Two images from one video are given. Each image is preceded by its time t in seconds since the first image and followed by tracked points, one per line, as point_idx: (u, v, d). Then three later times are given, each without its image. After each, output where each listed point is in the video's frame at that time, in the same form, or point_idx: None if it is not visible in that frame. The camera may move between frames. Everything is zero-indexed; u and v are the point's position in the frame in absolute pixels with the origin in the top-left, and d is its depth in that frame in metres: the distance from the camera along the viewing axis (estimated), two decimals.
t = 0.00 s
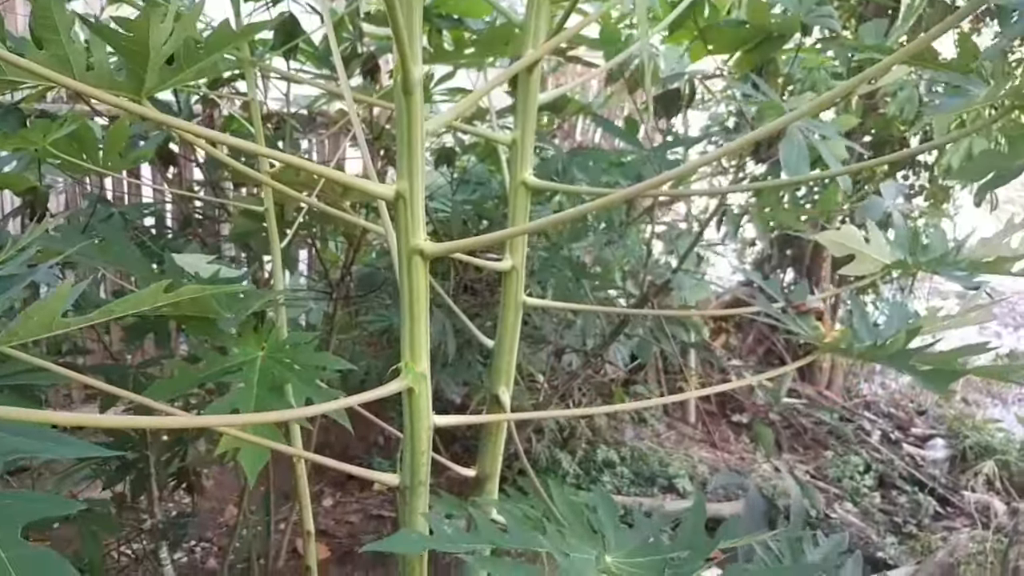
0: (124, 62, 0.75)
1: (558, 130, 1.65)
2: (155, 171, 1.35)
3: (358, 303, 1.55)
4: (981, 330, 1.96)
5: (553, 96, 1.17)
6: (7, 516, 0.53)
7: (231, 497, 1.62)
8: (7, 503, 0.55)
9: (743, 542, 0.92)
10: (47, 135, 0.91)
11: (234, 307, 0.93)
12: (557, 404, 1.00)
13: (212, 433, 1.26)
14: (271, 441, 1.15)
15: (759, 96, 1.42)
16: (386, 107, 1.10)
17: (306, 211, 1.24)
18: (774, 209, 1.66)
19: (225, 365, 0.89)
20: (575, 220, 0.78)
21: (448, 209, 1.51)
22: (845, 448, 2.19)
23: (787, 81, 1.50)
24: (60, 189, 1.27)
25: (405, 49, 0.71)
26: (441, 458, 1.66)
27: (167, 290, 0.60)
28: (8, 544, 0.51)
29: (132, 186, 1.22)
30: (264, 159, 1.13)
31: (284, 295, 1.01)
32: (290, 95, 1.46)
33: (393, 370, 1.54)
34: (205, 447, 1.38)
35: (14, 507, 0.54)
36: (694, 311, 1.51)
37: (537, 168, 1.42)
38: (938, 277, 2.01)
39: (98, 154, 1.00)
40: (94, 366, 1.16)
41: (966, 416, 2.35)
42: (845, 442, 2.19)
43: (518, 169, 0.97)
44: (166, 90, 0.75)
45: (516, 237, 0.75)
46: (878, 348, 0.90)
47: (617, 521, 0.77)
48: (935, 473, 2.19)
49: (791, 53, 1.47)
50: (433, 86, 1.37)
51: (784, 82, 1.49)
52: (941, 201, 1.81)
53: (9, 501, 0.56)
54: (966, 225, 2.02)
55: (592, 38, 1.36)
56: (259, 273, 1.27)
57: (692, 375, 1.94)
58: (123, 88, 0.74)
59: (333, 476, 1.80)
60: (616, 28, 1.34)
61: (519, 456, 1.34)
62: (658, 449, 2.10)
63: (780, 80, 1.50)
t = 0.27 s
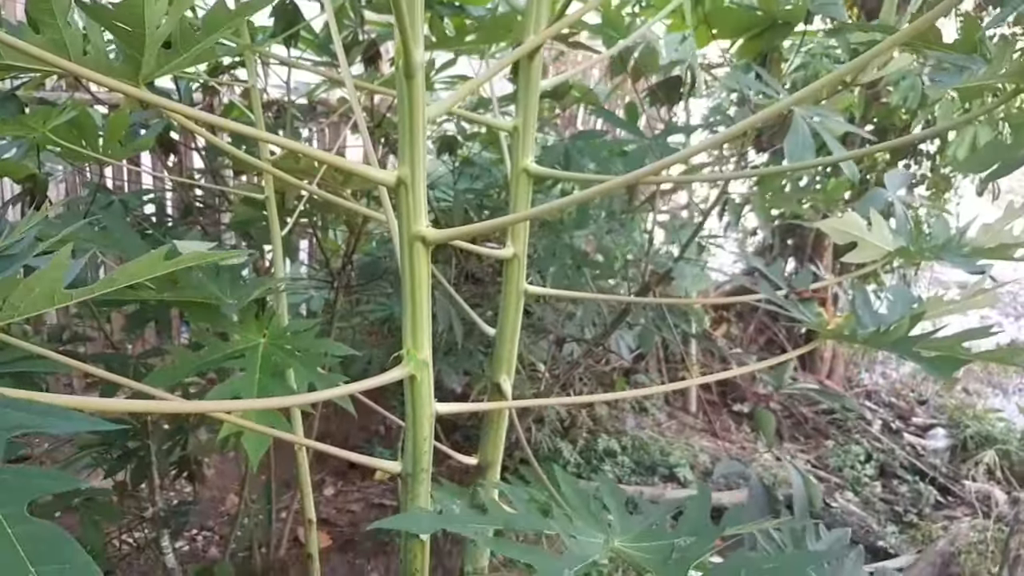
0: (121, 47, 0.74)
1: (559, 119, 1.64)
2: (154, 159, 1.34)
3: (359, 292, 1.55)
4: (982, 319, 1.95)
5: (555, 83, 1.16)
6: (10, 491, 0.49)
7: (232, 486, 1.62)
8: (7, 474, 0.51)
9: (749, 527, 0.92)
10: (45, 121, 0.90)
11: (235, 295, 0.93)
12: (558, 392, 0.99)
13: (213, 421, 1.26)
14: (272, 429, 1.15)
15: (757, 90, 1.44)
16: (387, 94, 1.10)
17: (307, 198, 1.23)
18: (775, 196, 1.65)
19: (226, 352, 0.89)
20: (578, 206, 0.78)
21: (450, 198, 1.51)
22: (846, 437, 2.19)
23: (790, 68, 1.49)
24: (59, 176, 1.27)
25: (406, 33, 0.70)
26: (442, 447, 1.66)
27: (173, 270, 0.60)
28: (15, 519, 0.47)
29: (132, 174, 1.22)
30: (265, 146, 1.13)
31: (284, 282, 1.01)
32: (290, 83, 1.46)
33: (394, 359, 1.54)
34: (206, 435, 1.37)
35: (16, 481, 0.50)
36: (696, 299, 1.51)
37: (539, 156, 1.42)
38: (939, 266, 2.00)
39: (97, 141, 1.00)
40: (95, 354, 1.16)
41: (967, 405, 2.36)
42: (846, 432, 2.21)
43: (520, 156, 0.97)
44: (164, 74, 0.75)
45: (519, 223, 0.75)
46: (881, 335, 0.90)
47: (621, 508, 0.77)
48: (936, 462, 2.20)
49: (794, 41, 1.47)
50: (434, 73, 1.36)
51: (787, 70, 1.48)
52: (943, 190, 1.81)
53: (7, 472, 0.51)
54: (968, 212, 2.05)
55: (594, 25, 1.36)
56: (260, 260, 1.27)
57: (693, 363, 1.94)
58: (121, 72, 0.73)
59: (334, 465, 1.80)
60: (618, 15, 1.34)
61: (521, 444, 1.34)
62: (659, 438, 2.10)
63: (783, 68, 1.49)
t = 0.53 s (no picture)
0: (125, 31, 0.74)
1: (562, 107, 1.64)
2: (156, 146, 1.34)
3: (361, 280, 1.55)
4: (985, 309, 1.95)
5: (558, 70, 1.16)
6: (8, 469, 0.48)
7: (234, 475, 1.62)
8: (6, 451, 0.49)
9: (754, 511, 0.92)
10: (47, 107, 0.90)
11: (236, 283, 0.92)
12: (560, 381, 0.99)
13: (215, 409, 1.26)
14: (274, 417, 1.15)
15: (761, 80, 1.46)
16: (389, 81, 1.09)
17: (309, 186, 1.23)
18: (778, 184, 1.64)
19: (229, 339, 0.88)
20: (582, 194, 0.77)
21: (452, 186, 1.50)
22: (847, 427, 2.19)
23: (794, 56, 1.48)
24: (61, 164, 1.26)
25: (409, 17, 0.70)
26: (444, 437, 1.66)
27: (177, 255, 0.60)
28: (13, 498, 0.46)
29: (133, 162, 1.21)
30: (266, 134, 1.12)
31: (286, 269, 1.00)
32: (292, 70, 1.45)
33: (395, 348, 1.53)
34: (208, 423, 1.37)
35: (15, 458, 0.49)
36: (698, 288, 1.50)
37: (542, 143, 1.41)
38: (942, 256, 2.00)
39: (99, 129, 0.99)
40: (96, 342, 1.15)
41: (968, 396, 2.36)
42: (847, 421, 2.20)
43: (523, 144, 0.96)
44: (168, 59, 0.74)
45: (522, 210, 0.74)
46: (886, 326, 0.89)
47: (623, 493, 0.77)
48: (937, 452, 2.20)
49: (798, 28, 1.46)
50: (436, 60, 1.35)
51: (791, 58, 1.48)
52: (946, 180, 1.80)
53: (6, 450, 0.50)
54: (971, 198, 2.07)
55: (597, 12, 1.35)
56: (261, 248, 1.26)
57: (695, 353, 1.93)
58: (125, 57, 0.73)
59: (335, 455, 1.79)
60: (622, 2, 1.33)
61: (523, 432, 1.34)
62: (660, 427, 2.10)
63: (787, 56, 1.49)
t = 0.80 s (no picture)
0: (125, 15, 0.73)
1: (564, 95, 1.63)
2: (156, 133, 1.34)
3: (363, 268, 1.55)
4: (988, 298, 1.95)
5: (560, 56, 1.15)
6: (7, 451, 0.48)
7: (236, 462, 1.62)
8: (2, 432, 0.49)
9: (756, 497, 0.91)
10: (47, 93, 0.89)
11: (238, 269, 0.92)
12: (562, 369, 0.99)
13: (217, 396, 1.25)
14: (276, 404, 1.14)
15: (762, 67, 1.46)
16: (390, 67, 1.09)
17: (311, 173, 1.23)
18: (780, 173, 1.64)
19: (230, 326, 0.88)
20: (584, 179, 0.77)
21: (453, 174, 1.50)
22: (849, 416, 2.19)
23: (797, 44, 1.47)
24: (61, 151, 1.26)
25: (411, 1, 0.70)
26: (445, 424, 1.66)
27: (176, 241, 0.60)
28: (13, 482, 0.46)
29: (134, 149, 1.21)
30: (267, 120, 1.12)
31: (288, 256, 1.00)
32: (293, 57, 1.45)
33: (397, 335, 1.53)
34: (209, 411, 1.37)
35: (13, 441, 0.49)
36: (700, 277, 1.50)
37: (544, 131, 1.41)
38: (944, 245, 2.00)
39: (100, 115, 0.99)
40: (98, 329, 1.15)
41: (970, 385, 2.36)
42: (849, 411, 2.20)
43: (525, 130, 0.96)
44: (169, 43, 0.74)
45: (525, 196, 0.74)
46: (888, 308, 0.89)
47: (626, 477, 0.77)
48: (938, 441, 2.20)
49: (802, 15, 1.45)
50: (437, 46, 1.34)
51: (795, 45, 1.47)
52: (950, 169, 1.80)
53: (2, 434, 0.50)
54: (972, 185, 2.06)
55: None
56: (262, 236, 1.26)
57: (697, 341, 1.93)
58: (126, 41, 0.72)
59: (337, 443, 1.79)
60: None
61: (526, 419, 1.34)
62: (662, 416, 2.10)
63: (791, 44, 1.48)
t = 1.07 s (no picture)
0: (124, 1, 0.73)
1: (565, 85, 1.63)
2: (156, 123, 1.33)
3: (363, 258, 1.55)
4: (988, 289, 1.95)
5: (560, 45, 1.15)
6: (13, 440, 0.47)
7: (236, 452, 1.62)
8: (9, 422, 0.49)
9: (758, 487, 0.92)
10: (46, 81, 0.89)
11: (238, 259, 0.92)
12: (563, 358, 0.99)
13: (218, 385, 1.25)
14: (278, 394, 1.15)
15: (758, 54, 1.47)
16: (390, 55, 1.09)
17: (311, 162, 1.23)
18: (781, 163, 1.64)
19: (231, 314, 0.88)
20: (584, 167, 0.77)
21: (453, 164, 1.50)
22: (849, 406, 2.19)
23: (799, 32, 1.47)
24: (61, 140, 1.26)
25: None
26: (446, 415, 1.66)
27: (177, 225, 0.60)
28: (19, 472, 0.45)
29: (134, 137, 1.20)
30: (268, 109, 1.12)
31: (288, 245, 1.00)
32: (293, 47, 1.44)
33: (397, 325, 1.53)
34: (210, 401, 1.37)
35: (18, 429, 0.48)
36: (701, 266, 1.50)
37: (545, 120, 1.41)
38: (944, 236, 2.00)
39: (99, 103, 0.99)
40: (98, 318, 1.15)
41: (969, 376, 2.36)
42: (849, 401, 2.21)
43: (525, 118, 0.96)
44: (168, 30, 0.73)
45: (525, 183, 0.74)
46: (889, 292, 0.87)
47: (628, 466, 0.77)
48: (938, 432, 2.20)
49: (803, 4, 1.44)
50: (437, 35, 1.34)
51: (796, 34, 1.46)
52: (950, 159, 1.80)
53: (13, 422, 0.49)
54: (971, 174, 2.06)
55: None
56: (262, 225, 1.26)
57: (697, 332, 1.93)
58: (125, 27, 0.72)
59: (338, 434, 1.80)
60: None
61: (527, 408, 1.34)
62: (662, 407, 2.10)
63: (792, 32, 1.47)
